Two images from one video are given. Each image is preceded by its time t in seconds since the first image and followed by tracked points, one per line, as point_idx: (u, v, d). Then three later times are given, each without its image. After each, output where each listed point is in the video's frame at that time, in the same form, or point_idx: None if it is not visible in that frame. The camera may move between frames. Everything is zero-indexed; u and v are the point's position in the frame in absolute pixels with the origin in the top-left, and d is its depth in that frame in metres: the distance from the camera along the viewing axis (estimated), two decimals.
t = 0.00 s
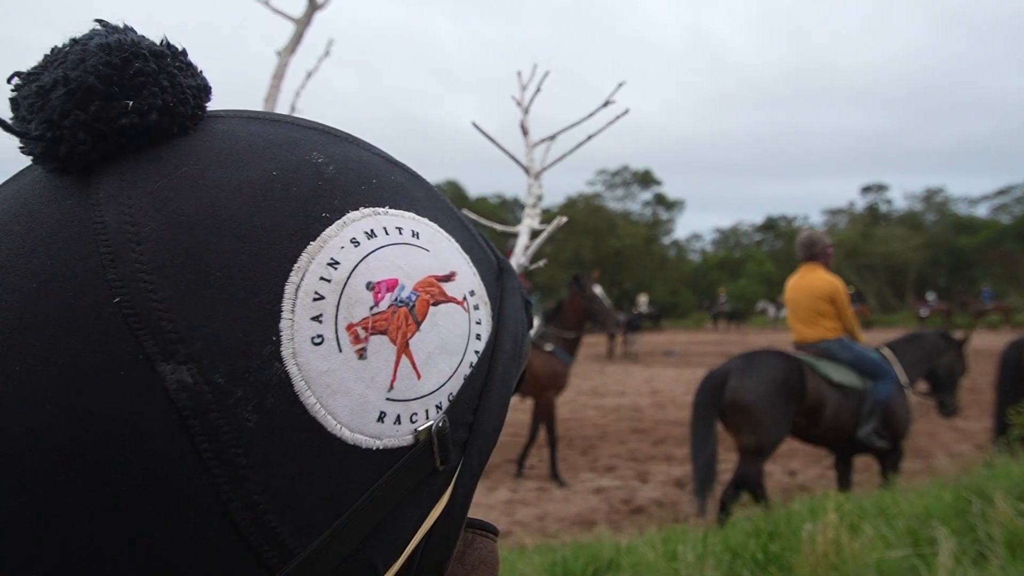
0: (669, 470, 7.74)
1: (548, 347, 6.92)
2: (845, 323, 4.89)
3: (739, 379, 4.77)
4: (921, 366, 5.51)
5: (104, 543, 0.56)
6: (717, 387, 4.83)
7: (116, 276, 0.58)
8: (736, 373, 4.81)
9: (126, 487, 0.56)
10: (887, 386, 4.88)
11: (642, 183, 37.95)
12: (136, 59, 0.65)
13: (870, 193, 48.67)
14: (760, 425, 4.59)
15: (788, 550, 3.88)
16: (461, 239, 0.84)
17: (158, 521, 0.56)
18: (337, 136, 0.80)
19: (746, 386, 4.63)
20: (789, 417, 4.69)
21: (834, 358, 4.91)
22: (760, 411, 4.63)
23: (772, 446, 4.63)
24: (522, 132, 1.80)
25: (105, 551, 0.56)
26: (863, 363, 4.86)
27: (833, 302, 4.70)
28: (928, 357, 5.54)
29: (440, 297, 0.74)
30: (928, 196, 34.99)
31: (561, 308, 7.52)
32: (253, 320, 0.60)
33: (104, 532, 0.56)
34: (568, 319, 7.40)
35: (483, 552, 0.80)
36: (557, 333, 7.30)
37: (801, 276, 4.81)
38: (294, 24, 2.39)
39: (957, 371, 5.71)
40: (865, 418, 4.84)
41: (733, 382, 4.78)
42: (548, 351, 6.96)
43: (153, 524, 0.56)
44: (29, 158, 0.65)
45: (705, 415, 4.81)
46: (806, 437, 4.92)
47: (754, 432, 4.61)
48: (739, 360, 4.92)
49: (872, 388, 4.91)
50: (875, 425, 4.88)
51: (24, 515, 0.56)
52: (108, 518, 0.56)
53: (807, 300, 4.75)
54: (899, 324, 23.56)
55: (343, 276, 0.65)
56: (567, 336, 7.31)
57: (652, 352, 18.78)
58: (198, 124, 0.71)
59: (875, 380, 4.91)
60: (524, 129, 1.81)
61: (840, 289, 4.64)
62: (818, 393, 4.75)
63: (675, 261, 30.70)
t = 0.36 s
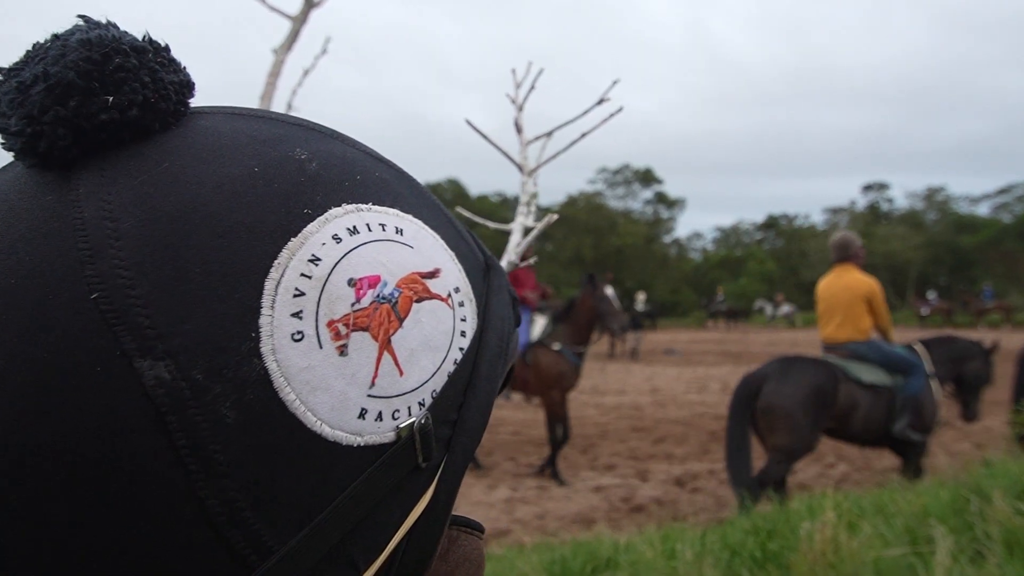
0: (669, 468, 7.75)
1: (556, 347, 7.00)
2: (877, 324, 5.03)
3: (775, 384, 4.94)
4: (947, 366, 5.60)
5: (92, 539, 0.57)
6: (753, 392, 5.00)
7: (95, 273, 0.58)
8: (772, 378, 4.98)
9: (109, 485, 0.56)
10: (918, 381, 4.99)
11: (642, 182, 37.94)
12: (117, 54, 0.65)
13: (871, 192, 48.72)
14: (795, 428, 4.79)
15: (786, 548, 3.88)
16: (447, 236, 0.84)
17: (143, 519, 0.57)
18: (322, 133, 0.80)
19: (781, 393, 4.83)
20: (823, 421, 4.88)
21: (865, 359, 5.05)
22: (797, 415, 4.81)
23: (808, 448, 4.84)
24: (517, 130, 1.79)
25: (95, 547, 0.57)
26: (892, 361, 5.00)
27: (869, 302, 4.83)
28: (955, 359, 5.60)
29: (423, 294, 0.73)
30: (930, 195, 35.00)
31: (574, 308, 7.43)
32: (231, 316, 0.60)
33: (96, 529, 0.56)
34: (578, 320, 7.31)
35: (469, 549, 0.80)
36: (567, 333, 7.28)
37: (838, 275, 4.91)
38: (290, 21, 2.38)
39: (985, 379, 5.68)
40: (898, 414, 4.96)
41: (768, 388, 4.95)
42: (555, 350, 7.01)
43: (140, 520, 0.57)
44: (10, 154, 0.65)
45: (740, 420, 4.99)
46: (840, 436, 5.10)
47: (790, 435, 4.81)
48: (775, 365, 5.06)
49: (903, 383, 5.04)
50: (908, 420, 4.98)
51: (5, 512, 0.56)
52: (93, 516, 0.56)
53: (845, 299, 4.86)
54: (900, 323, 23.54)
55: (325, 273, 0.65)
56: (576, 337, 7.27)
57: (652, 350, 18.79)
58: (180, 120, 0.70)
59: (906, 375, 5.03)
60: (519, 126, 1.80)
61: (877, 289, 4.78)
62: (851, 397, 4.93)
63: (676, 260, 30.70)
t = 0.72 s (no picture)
0: (668, 467, 7.76)
1: (565, 345, 7.02)
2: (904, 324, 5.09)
3: (814, 376, 4.92)
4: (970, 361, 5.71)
5: (69, 539, 0.56)
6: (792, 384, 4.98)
7: (69, 272, 0.58)
8: (811, 370, 4.95)
9: (85, 485, 0.56)
10: (944, 382, 4.98)
11: (643, 181, 37.95)
12: (94, 52, 0.65)
13: (871, 192, 48.70)
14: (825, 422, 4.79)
15: (784, 548, 3.88)
16: (431, 235, 0.83)
17: (119, 519, 0.56)
18: (305, 131, 0.79)
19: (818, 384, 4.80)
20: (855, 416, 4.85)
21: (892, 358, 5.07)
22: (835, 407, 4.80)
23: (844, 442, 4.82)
24: (510, 128, 1.77)
25: (94, 548, 0.57)
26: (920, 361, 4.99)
27: (897, 302, 4.92)
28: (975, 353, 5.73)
29: (405, 293, 0.73)
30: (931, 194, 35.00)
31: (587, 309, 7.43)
32: (207, 315, 0.59)
33: (96, 530, 0.56)
34: (590, 322, 7.32)
35: (453, 547, 0.80)
36: (578, 334, 7.29)
37: (866, 275, 5.01)
38: (285, 20, 2.38)
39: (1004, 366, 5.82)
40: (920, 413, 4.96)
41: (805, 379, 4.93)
42: (565, 350, 7.01)
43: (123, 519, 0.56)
44: None
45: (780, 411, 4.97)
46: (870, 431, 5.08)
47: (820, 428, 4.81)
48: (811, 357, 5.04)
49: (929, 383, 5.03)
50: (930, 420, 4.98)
51: None
52: (70, 516, 0.56)
53: (873, 299, 4.94)
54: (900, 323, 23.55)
55: (303, 272, 0.65)
56: (587, 339, 7.28)
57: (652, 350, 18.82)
58: (160, 118, 0.70)
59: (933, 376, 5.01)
60: (513, 126, 1.78)
61: (905, 289, 4.88)
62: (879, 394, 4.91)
63: (676, 259, 30.71)
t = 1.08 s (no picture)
0: (668, 467, 7.77)
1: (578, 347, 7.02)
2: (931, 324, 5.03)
3: (847, 379, 4.85)
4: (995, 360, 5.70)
5: (48, 536, 0.56)
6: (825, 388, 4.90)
7: (45, 267, 0.58)
8: (844, 374, 4.88)
9: (62, 482, 0.55)
10: (966, 380, 4.92)
11: (643, 180, 38.00)
12: (73, 47, 0.65)
13: (871, 191, 48.75)
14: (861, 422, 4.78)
15: (782, 547, 3.88)
16: (416, 231, 0.83)
17: (96, 514, 0.56)
18: (289, 127, 0.79)
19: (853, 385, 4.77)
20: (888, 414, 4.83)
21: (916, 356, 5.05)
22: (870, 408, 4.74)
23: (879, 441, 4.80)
24: (502, 126, 1.77)
25: (74, 543, 0.57)
26: (941, 360, 4.94)
27: (924, 302, 4.83)
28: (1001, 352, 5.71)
29: (388, 289, 0.73)
30: (930, 194, 35.03)
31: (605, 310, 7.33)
32: (183, 310, 0.59)
33: (93, 529, 0.56)
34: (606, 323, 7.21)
35: (439, 543, 0.80)
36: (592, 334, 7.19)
37: (892, 275, 4.93)
38: (280, 18, 2.38)
39: None
40: (943, 411, 4.90)
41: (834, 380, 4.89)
42: (577, 351, 7.02)
43: (104, 512, 0.56)
44: None
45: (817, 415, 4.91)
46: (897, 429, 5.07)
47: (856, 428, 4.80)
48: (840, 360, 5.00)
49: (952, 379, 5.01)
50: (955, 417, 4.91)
51: None
52: (49, 513, 0.56)
53: (898, 299, 4.89)
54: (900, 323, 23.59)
55: (283, 267, 0.64)
56: (603, 339, 7.15)
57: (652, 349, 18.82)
58: (142, 113, 0.70)
59: (954, 373, 4.97)
60: (505, 123, 1.78)
61: (932, 289, 4.79)
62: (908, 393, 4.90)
63: (676, 259, 30.72)
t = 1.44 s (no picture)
0: (667, 466, 7.78)
1: (591, 348, 7.03)
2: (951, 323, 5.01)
3: (875, 376, 4.92)
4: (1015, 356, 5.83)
5: (28, 531, 0.57)
6: (854, 385, 4.95)
7: (19, 264, 0.58)
8: (872, 370, 4.95)
9: (41, 480, 0.56)
10: (993, 374, 5.01)
11: (642, 180, 38.02)
12: (49, 43, 0.64)
13: (870, 190, 48.76)
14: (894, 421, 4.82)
15: (778, 546, 3.88)
16: (398, 229, 0.83)
17: (69, 514, 0.57)
18: (270, 124, 0.79)
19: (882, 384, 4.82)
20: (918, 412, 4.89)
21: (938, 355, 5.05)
22: (899, 405, 4.81)
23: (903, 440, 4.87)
24: (493, 126, 1.77)
25: (50, 536, 0.57)
26: (968, 357, 5.00)
27: (946, 304, 4.83)
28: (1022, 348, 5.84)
29: (367, 286, 0.73)
30: (929, 194, 35.09)
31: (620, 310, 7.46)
32: (157, 307, 0.59)
33: (67, 523, 0.57)
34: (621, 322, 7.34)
35: (421, 539, 0.80)
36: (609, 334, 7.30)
37: (917, 277, 4.89)
38: (273, 16, 2.37)
39: None
40: (972, 406, 5.01)
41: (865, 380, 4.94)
42: (591, 352, 7.03)
43: (79, 506, 0.56)
44: None
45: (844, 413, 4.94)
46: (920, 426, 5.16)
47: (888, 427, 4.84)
48: (868, 359, 5.06)
49: (976, 376, 5.08)
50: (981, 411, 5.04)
51: None
52: (29, 510, 0.56)
53: (923, 300, 4.85)
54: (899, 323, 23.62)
55: (260, 263, 0.64)
56: (618, 338, 7.24)
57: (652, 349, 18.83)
58: (121, 110, 0.70)
59: (981, 369, 5.04)
60: (496, 121, 1.77)
61: (955, 291, 4.76)
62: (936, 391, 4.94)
63: (676, 258, 30.73)
